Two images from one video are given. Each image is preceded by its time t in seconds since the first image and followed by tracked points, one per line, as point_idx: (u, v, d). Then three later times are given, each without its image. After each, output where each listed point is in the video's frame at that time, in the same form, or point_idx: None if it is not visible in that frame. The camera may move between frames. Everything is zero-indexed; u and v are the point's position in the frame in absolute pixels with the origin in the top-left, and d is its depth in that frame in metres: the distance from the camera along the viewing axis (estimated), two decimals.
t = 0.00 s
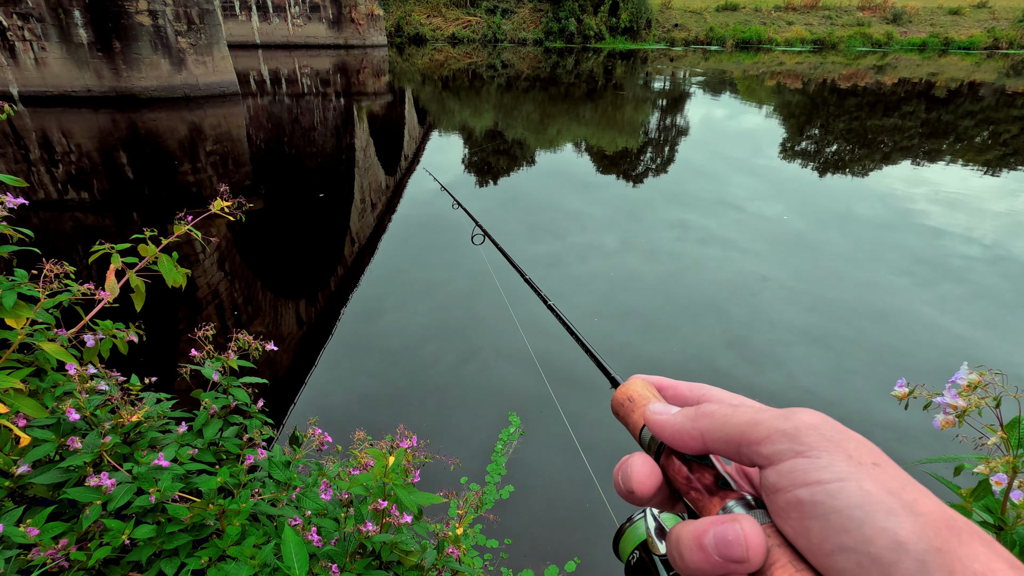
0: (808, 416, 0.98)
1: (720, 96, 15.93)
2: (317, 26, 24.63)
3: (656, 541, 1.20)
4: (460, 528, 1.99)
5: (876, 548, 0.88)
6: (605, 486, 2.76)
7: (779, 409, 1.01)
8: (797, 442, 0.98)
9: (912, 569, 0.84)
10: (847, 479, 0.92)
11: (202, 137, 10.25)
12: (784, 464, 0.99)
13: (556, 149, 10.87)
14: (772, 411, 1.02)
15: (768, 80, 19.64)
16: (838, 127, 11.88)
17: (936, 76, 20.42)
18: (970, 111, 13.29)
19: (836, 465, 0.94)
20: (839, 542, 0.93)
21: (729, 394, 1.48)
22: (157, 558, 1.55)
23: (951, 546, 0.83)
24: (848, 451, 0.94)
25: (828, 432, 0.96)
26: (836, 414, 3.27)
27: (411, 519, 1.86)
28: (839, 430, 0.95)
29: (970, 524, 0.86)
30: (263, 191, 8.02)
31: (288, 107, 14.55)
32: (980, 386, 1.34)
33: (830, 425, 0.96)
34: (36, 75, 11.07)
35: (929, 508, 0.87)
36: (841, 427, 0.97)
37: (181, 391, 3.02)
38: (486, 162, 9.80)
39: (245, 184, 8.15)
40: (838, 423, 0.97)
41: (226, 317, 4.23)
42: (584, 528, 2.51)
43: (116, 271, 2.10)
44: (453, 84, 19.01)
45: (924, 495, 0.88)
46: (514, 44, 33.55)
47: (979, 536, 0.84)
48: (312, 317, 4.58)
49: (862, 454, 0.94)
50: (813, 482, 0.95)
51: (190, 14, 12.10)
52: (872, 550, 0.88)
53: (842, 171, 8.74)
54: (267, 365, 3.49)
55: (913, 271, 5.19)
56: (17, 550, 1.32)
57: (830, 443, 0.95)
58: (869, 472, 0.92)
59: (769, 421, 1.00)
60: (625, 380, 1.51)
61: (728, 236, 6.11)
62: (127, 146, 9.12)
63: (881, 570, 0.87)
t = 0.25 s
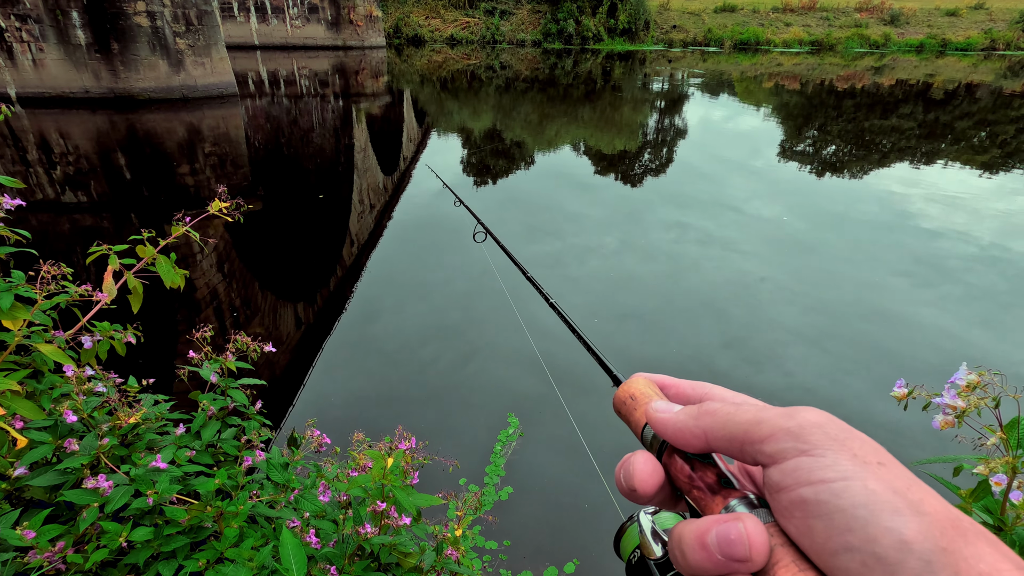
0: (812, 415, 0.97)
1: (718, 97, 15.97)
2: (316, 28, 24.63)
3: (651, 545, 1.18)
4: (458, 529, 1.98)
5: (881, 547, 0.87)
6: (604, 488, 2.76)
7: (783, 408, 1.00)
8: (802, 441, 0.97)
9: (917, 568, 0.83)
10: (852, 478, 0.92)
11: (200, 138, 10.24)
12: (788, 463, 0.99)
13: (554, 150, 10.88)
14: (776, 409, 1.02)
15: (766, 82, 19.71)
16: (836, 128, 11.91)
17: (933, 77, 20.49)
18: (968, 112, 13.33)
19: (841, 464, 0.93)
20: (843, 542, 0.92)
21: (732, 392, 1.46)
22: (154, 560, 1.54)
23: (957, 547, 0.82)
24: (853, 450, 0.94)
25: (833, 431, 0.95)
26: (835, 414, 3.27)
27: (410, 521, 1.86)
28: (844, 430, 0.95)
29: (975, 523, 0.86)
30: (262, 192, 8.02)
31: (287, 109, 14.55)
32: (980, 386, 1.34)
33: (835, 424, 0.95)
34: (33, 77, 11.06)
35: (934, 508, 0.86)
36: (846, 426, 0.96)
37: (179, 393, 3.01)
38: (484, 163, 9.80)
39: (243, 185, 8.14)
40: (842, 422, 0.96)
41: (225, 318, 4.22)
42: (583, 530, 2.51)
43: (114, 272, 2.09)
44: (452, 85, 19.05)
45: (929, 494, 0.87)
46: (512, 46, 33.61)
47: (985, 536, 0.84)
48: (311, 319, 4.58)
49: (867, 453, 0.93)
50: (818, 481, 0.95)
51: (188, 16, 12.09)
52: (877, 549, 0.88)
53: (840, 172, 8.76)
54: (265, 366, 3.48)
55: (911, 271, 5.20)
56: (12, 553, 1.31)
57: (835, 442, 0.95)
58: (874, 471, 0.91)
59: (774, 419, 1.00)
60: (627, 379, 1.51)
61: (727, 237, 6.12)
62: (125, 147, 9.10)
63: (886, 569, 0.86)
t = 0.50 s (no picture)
0: (815, 417, 0.97)
1: (717, 99, 16.00)
2: (314, 30, 24.64)
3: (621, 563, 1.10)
4: (457, 532, 1.98)
5: (882, 550, 0.87)
6: (602, 489, 2.75)
7: (785, 410, 1.00)
8: (804, 443, 0.97)
9: (920, 571, 0.84)
10: (854, 481, 0.92)
11: (199, 140, 10.24)
12: (790, 465, 0.99)
13: (553, 151, 10.90)
14: (778, 411, 1.01)
15: (764, 83, 19.75)
16: (834, 129, 11.95)
17: (930, 78, 20.59)
18: (965, 114, 13.37)
19: (843, 467, 0.93)
20: (844, 544, 0.92)
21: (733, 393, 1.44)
22: (151, 563, 1.53)
23: (959, 550, 0.83)
24: (855, 452, 0.93)
25: (835, 434, 0.95)
26: (834, 415, 3.28)
27: (409, 523, 1.85)
28: (847, 432, 0.94)
29: (977, 528, 0.86)
30: (260, 194, 8.02)
31: (285, 110, 14.55)
32: (978, 387, 1.33)
33: (837, 427, 0.95)
34: (31, 79, 11.05)
35: (936, 511, 0.86)
36: (848, 429, 0.96)
37: (177, 395, 3.01)
38: (483, 164, 9.81)
39: (242, 187, 8.13)
40: (845, 425, 0.96)
41: (223, 320, 4.22)
42: (581, 531, 2.51)
43: (112, 274, 2.08)
44: (451, 87, 19.07)
45: (931, 498, 0.87)
46: (510, 47, 33.69)
47: (987, 541, 0.85)
48: (310, 320, 4.58)
49: (870, 456, 0.93)
50: (820, 483, 0.95)
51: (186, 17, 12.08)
52: (878, 553, 0.87)
53: (838, 173, 8.78)
54: (264, 368, 3.47)
55: (909, 272, 5.22)
56: (10, 556, 1.30)
57: (837, 444, 0.94)
58: (875, 474, 0.91)
59: (777, 421, 1.00)
60: (630, 380, 1.51)
61: (726, 238, 6.13)
62: (123, 149, 9.09)
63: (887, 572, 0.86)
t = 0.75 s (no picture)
0: (809, 428, 0.93)
1: (715, 100, 16.05)
2: (313, 31, 24.68)
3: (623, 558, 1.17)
4: (455, 534, 1.98)
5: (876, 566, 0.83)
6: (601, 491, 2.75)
7: (779, 420, 0.97)
8: (798, 455, 0.94)
9: None
10: (848, 494, 0.88)
11: (197, 142, 10.24)
12: (784, 477, 0.95)
13: (551, 153, 10.91)
14: (772, 422, 0.99)
15: (762, 84, 19.83)
16: (832, 130, 11.97)
17: (928, 80, 20.67)
18: (963, 115, 13.42)
19: (837, 479, 0.89)
20: (838, 559, 0.88)
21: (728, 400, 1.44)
22: (148, 567, 1.53)
23: (954, 566, 0.78)
24: (849, 465, 0.90)
25: (828, 445, 0.92)
26: (832, 417, 3.27)
27: (406, 526, 1.85)
28: (841, 443, 0.91)
29: (975, 542, 0.81)
30: (259, 195, 8.01)
31: (285, 112, 14.56)
32: (973, 390, 1.35)
33: (831, 438, 0.92)
34: (30, 80, 11.06)
35: (931, 525, 0.82)
36: (842, 439, 0.93)
37: (174, 398, 3.01)
38: (482, 166, 9.82)
39: (241, 188, 8.14)
40: (839, 435, 0.93)
41: (222, 322, 4.22)
42: (580, 533, 2.51)
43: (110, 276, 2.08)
44: (450, 89, 19.11)
45: (926, 511, 0.83)
46: (510, 49, 33.76)
47: (984, 555, 0.79)
48: (309, 322, 4.58)
49: (864, 467, 0.90)
50: (813, 496, 0.91)
51: (185, 19, 12.10)
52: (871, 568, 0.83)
53: (836, 174, 8.80)
54: (262, 370, 3.47)
55: (907, 273, 5.22)
56: (6, 561, 1.30)
57: (831, 456, 0.91)
58: (870, 487, 0.88)
59: (770, 432, 0.97)
60: (625, 387, 1.50)
61: (724, 239, 6.13)
62: (122, 150, 9.09)
63: None
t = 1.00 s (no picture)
0: (808, 434, 0.93)
1: (714, 101, 16.08)
2: (312, 33, 24.73)
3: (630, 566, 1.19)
4: (454, 536, 1.98)
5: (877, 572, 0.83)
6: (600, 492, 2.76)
7: (780, 426, 0.96)
8: (798, 462, 0.93)
9: None
10: (848, 500, 0.88)
11: (196, 143, 10.24)
12: (784, 483, 0.95)
13: (551, 154, 10.93)
14: (772, 427, 0.98)
15: (761, 86, 19.87)
16: (831, 132, 12.00)
17: (926, 81, 20.72)
18: (961, 116, 13.45)
19: (837, 486, 0.89)
20: (839, 566, 0.87)
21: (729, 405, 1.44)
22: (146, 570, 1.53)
23: (953, 572, 0.77)
24: (849, 471, 0.90)
25: (828, 451, 0.91)
26: (832, 418, 3.27)
27: (405, 528, 1.85)
28: (841, 450, 0.91)
29: (976, 549, 0.81)
30: (258, 197, 8.01)
31: (284, 113, 14.58)
32: (970, 393, 1.35)
33: (831, 444, 0.92)
34: (29, 82, 11.04)
35: (930, 531, 0.82)
36: (841, 445, 0.93)
37: (173, 400, 3.00)
38: (481, 167, 9.84)
39: (240, 190, 8.14)
40: (839, 441, 0.92)
41: (221, 324, 4.21)
42: (580, 535, 2.51)
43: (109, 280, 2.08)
44: (449, 90, 19.15)
45: (926, 517, 0.83)
46: (509, 50, 33.77)
47: (984, 561, 0.79)
48: (308, 324, 4.57)
49: (863, 474, 0.90)
50: (813, 502, 0.91)
51: (184, 21, 12.11)
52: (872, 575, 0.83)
53: (835, 175, 8.82)
54: (262, 371, 3.47)
55: (906, 274, 5.23)
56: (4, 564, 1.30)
57: (831, 462, 0.91)
58: (870, 494, 0.87)
59: (770, 438, 0.96)
60: (625, 392, 1.51)
61: (724, 240, 6.14)
62: (121, 152, 9.10)
63: None
